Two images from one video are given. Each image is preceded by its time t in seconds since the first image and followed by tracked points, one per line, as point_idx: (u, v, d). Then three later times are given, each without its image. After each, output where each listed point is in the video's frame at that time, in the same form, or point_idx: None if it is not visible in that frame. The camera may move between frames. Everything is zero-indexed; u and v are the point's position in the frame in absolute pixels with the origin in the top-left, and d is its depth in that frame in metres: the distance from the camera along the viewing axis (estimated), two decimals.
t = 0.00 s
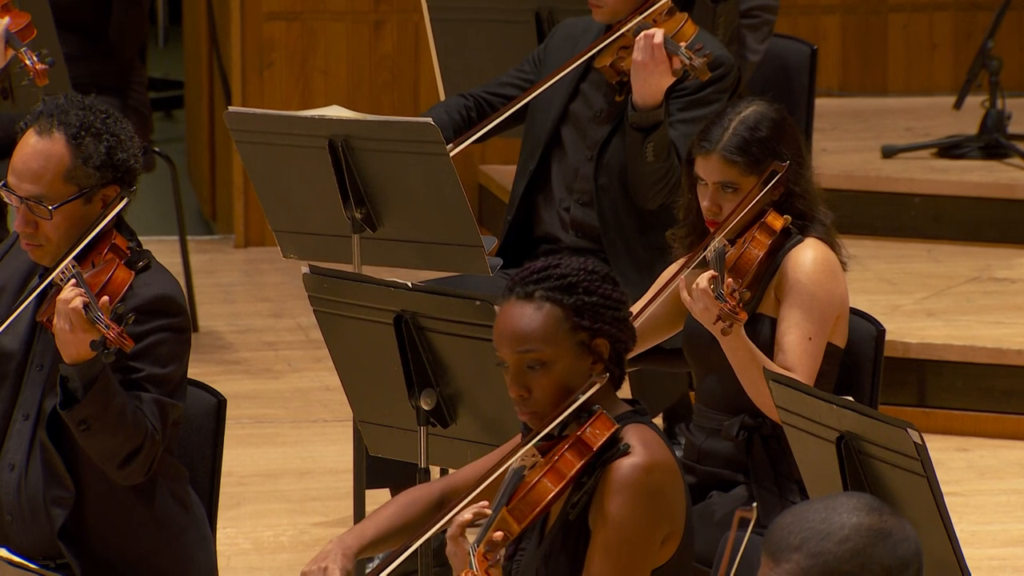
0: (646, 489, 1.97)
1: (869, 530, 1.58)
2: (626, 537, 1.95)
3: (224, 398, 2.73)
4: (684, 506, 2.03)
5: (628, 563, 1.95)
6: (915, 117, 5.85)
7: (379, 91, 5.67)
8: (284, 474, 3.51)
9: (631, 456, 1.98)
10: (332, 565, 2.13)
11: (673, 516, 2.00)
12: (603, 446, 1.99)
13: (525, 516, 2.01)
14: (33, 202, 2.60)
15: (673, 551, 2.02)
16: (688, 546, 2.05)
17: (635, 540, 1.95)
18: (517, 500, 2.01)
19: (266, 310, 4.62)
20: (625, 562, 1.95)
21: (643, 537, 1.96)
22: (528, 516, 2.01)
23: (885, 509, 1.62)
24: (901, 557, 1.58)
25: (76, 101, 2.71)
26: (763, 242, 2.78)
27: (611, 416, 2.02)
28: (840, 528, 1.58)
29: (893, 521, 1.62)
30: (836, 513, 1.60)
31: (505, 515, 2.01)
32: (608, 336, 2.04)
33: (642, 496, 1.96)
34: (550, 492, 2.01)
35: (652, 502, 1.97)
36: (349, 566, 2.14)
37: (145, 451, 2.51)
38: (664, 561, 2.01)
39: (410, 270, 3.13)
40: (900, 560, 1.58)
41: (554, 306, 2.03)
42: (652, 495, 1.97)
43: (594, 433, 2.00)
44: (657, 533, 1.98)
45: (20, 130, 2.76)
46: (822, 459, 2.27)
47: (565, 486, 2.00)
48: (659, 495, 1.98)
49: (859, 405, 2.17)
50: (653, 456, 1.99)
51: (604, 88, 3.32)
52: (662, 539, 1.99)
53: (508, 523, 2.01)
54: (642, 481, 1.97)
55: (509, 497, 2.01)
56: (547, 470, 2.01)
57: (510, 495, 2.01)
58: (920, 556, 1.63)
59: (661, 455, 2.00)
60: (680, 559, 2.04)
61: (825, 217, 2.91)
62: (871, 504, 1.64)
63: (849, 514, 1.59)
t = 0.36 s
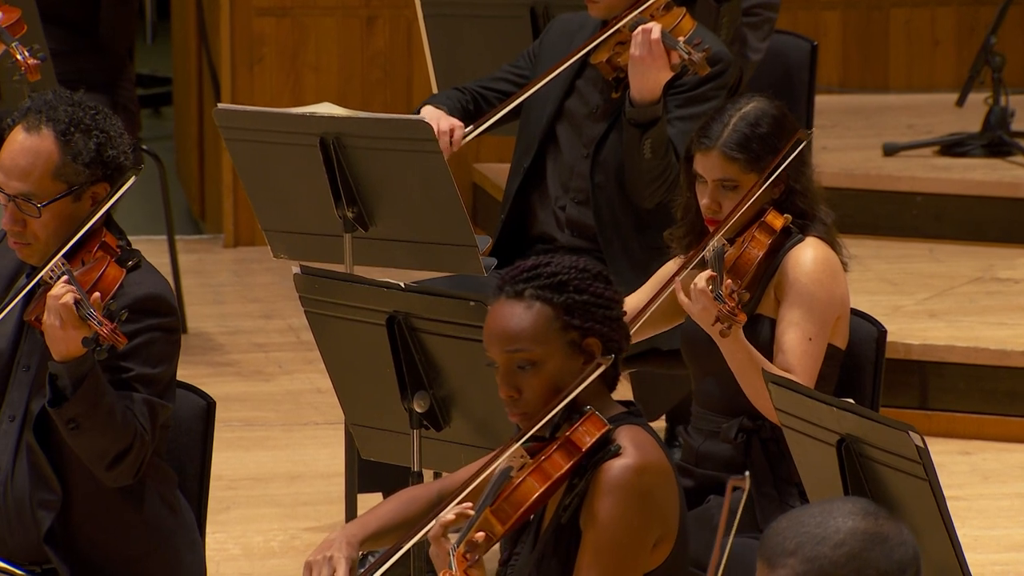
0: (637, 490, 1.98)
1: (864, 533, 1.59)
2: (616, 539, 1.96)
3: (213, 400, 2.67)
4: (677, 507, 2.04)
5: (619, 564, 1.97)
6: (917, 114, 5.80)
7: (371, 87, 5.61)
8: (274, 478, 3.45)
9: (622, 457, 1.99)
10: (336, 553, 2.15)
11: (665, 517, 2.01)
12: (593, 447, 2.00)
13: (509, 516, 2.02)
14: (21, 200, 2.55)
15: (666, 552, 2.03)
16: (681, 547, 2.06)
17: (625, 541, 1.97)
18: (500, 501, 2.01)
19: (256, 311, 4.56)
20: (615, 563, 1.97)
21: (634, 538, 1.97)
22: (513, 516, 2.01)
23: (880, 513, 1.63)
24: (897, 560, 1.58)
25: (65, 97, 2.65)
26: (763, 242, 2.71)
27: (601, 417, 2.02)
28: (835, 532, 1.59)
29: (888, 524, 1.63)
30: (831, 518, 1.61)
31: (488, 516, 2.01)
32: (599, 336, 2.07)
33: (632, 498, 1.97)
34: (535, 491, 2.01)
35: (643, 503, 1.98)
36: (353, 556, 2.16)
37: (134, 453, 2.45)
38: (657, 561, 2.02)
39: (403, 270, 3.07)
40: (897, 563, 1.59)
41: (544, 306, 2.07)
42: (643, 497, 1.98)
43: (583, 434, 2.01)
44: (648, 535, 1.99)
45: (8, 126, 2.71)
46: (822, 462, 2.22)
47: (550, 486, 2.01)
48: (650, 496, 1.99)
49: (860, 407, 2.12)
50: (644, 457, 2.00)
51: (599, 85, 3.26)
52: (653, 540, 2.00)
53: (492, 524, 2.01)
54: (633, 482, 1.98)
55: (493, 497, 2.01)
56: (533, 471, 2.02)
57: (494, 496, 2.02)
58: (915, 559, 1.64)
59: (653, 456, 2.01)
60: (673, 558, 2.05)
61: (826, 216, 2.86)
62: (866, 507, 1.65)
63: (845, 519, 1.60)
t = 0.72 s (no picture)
0: (625, 493, 1.92)
1: (863, 539, 1.55)
2: (603, 544, 1.90)
3: (196, 405, 2.61)
4: (666, 512, 1.98)
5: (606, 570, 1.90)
6: (916, 111, 5.74)
7: (358, 83, 5.55)
8: (259, 483, 3.40)
9: (609, 459, 1.93)
10: (331, 546, 2.13)
11: (654, 521, 1.95)
12: (579, 448, 1.94)
13: (490, 521, 1.94)
14: None
15: (656, 558, 1.97)
16: (672, 554, 2.00)
17: (613, 547, 1.91)
18: (482, 502, 1.94)
19: (240, 313, 4.50)
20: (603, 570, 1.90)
21: (622, 543, 1.91)
22: (495, 520, 1.93)
23: (882, 518, 1.59)
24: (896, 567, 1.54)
25: (42, 94, 2.58)
26: (759, 240, 2.64)
27: (590, 419, 1.96)
28: (833, 537, 1.54)
29: (888, 530, 1.59)
30: (830, 522, 1.57)
31: (469, 519, 1.93)
32: (587, 336, 2.02)
33: (620, 501, 1.91)
34: (517, 495, 1.94)
35: (630, 506, 1.92)
36: (348, 548, 2.14)
37: (116, 456, 2.39)
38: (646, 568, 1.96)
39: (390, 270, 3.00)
40: (895, 570, 1.55)
41: (531, 306, 2.01)
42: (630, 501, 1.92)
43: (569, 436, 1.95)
44: (637, 539, 1.93)
45: None
46: (819, 467, 2.15)
47: (533, 487, 1.94)
48: (639, 500, 1.93)
49: (858, 410, 2.06)
50: (633, 460, 1.94)
51: (590, 81, 3.20)
52: (642, 545, 1.94)
53: (473, 528, 1.93)
54: (620, 486, 1.92)
55: (475, 499, 1.94)
56: (516, 472, 1.95)
57: (475, 500, 1.94)
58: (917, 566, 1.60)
59: (641, 458, 1.95)
60: (664, 566, 1.98)
61: (824, 215, 2.79)
62: (867, 512, 1.60)
63: (844, 524, 1.56)
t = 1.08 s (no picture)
0: (611, 501, 1.84)
1: (869, 548, 1.47)
2: (588, 553, 1.83)
3: (175, 410, 2.53)
4: (655, 520, 1.90)
5: None
6: (913, 110, 5.67)
7: (341, 82, 5.48)
8: (240, 492, 3.35)
9: (595, 465, 1.86)
10: (326, 539, 2.06)
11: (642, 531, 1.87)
12: (564, 454, 1.87)
13: (470, 529, 1.89)
14: None
15: (643, 569, 1.89)
16: (661, 564, 1.92)
17: (597, 556, 1.83)
18: (460, 510, 1.90)
19: (219, 317, 4.43)
20: None
21: (607, 552, 1.83)
22: (474, 527, 1.89)
23: (889, 528, 1.51)
24: None
25: (16, 93, 2.50)
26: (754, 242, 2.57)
27: (575, 424, 1.90)
28: (837, 545, 1.47)
29: (896, 540, 1.51)
30: (836, 530, 1.49)
31: (449, 527, 1.90)
32: (573, 340, 1.94)
33: (606, 509, 1.84)
34: (497, 501, 1.89)
35: (617, 515, 1.85)
36: (344, 542, 2.07)
37: (91, 465, 2.31)
38: None
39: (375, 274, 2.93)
40: None
41: (515, 308, 1.94)
42: (616, 509, 1.85)
43: (553, 441, 1.89)
44: (623, 549, 1.85)
45: None
46: (813, 475, 2.08)
47: (512, 493, 1.89)
48: (626, 508, 1.85)
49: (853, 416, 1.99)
50: (619, 466, 1.86)
51: (579, 79, 3.13)
52: (628, 554, 1.86)
53: (453, 536, 1.89)
54: (606, 493, 1.84)
55: (454, 506, 1.90)
56: (496, 479, 1.90)
57: (455, 507, 1.91)
58: None
59: (629, 465, 1.87)
60: None
61: (818, 216, 2.72)
62: (876, 521, 1.52)
63: (849, 532, 1.48)
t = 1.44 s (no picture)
0: (596, 506, 1.78)
1: (881, 557, 1.39)
2: (571, 560, 1.77)
3: (157, 415, 2.45)
4: (644, 525, 1.83)
5: None
6: (913, 108, 5.61)
7: (327, 79, 5.42)
8: (224, 500, 3.31)
9: (580, 469, 1.79)
10: (321, 532, 2.00)
11: (629, 536, 1.81)
12: (547, 457, 1.79)
13: (448, 532, 1.82)
14: None
15: None
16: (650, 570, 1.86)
17: (581, 565, 1.77)
18: (436, 514, 1.82)
19: (203, 320, 4.37)
20: None
21: (592, 559, 1.77)
22: (452, 531, 1.81)
23: (901, 534, 1.43)
24: None
25: None
26: (752, 243, 2.49)
27: (561, 427, 1.83)
28: (849, 553, 1.39)
29: (907, 546, 1.43)
30: (848, 536, 1.41)
31: (424, 531, 1.83)
32: (559, 342, 1.87)
33: (590, 514, 1.77)
34: (476, 504, 1.81)
35: (602, 520, 1.78)
36: (339, 535, 2.02)
37: (70, 471, 2.23)
38: None
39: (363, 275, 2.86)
40: None
41: (500, 309, 1.87)
42: (602, 514, 1.78)
43: (537, 443, 1.81)
44: (608, 557, 1.79)
45: None
46: (812, 481, 2.01)
47: (489, 497, 1.80)
48: (611, 513, 1.79)
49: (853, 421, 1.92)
50: (606, 471, 1.80)
51: (571, 77, 3.06)
52: (615, 561, 1.80)
53: (428, 540, 1.82)
54: (590, 498, 1.78)
55: (430, 510, 1.83)
56: (474, 482, 1.82)
57: (432, 511, 1.83)
58: None
59: (616, 469, 1.81)
60: None
61: (816, 216, 2.65)
62: (886, 526, 1.45)
63: (861, 539, 1.40)
